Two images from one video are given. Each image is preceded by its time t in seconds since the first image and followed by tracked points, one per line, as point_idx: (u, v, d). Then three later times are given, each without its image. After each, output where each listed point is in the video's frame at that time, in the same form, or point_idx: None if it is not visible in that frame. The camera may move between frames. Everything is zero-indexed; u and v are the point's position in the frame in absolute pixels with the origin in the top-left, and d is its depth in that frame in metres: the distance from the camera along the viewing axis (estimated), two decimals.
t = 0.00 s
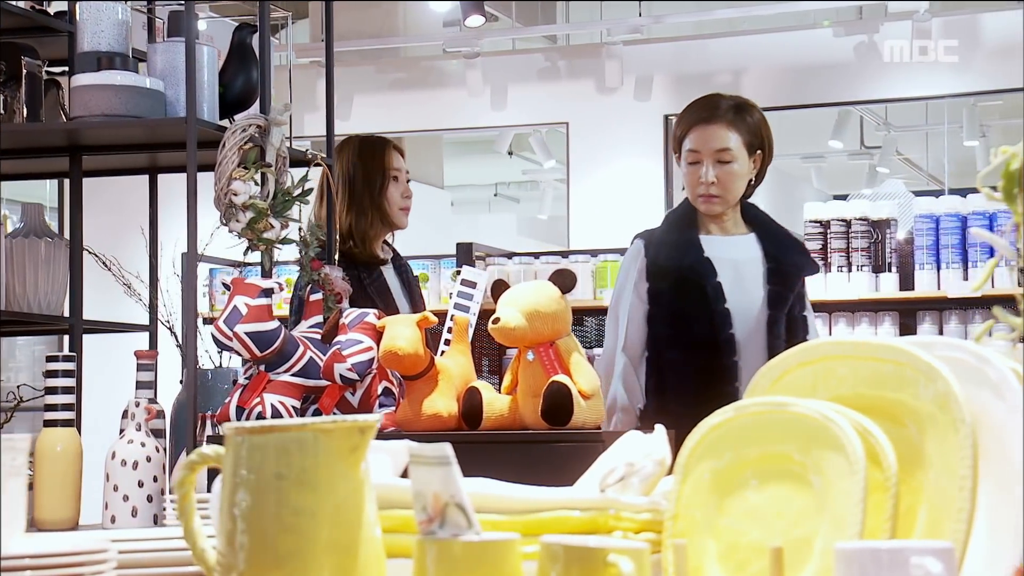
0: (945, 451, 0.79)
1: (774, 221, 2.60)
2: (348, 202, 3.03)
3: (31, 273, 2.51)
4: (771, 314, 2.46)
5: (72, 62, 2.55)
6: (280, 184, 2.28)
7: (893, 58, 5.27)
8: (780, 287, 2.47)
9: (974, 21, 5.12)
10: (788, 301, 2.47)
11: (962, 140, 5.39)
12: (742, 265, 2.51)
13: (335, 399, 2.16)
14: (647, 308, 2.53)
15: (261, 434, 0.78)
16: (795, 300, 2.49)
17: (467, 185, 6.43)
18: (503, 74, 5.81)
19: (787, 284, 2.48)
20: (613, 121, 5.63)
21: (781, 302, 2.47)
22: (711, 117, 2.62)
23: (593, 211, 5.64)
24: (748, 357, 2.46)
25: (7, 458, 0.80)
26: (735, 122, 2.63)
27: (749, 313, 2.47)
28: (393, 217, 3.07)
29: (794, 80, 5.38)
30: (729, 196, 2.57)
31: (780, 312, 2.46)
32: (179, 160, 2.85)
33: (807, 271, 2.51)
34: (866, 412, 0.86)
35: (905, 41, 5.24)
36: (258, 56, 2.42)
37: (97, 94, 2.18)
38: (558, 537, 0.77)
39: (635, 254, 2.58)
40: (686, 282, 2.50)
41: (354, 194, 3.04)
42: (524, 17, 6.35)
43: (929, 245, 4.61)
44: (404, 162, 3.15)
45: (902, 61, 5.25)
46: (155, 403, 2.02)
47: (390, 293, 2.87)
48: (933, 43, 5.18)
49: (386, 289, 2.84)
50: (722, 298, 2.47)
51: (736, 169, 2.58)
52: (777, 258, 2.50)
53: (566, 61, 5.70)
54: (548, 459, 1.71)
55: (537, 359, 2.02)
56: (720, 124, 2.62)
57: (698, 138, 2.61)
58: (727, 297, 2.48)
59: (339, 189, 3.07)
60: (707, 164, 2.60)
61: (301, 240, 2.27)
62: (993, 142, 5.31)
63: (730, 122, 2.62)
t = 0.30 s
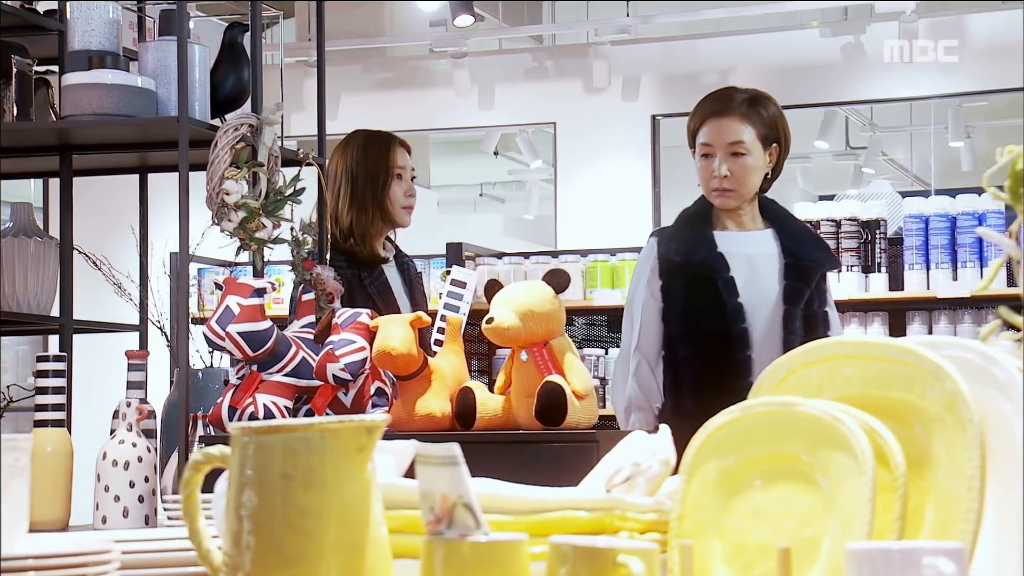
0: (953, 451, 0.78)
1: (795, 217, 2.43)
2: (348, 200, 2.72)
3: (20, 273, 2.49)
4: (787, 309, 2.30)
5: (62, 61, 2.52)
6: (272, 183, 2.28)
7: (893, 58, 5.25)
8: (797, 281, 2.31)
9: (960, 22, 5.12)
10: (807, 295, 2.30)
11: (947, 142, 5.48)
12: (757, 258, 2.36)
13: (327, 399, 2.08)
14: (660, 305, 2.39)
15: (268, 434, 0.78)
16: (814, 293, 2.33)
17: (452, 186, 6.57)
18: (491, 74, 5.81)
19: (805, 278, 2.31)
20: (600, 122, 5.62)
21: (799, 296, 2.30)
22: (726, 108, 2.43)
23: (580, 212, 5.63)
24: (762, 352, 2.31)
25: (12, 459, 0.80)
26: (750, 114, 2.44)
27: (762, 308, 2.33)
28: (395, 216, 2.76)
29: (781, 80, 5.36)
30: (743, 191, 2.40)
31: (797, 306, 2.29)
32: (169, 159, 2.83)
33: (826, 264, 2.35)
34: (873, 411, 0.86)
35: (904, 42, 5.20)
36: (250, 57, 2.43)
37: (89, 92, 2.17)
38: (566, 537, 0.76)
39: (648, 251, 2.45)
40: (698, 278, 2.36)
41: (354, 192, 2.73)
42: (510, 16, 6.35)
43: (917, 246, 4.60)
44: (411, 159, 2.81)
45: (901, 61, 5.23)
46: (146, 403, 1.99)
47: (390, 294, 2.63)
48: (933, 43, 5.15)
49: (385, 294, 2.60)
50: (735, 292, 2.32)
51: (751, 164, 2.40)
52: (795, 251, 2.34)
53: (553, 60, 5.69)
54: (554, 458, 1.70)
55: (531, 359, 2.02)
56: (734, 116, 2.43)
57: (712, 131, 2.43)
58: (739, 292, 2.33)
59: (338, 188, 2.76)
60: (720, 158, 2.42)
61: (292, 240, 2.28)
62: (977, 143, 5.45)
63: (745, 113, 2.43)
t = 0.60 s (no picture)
0: (960, 451, 0.78)
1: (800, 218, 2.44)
2: (352, 202, 2.74)
3: (11, 273, 2.48)
4: (786, 312, 2.30)
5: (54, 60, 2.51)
6: (266, 182, 2.28)
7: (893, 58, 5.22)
8: (800, 284, 2.32)
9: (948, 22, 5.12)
10: (806, 299, 2.31)
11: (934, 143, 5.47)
12: (758, 263, 2.37)
13: (322, 399, 2.04)
14: (661, 310, 2.40)
15: (276, 435, 0.77)
16: (817, 296, 2.34)
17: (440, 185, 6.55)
18: (480, 74, 5.79)
19: (807, 282, 2.32)
20: (588, 122, 5.61)
21: (801, 299, 2.31)
22: (731, 108, 2.41)
23: (570, 214, 5.60)
24: (761, 355, 2.31)
25: (16, 459, 0.79)
26: (755, 113, 2.42)
27: (763, 311, 2.33)
28: (400, 214, 2.79)
29: (770, 80, 5.38)
30: (747, 191, 2.39)
31: (799, 309, 2.30)
32: (161, 159, 2.82)
33: (830, 267, 2.36)
34: (880, 412, 0.86)
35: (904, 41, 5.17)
36: (243, 55, 2.41)
37: (83, 91, 2.16)
38: (577, 538, 0.76)
39: (651, 256, 2.45)
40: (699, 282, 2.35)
41: (356, 195, 2.75)
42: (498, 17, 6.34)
43: (909, 246, 4.60)
44: (410, 155, 2.84)
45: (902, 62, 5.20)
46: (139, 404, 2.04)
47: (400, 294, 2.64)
48: (933, 43, 5.15)
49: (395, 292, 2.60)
50: (736, 296, 2.32)
51: (754, 163, 2.40)
52: (799, 255, 2.35)
53: (543, 61, 5.68)
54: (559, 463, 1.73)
55: (526, 359, 2.01)
56: (739, 115, 2.41)
57: (716, 130, 2.42)
58: (739, 295, 2.33)
59: (341, 192, 2.78)
60: (723, 157, 2.41)
61: (286, 240, 2.27)
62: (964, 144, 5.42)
63: (749, 113, 2.41)
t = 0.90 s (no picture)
0: (970, 452, 0.78)
1: (800, 216, 2.42)
2: (366, 201, 2.60)
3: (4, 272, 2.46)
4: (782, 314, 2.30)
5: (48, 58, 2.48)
6: (260, 182, 2.26)
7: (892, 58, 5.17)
8: (796, 284, 2.31)
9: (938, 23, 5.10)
10: (800, 301, 2.30)
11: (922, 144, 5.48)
12: (755, 265, 2.37)
13: (317, 400, 2.03)
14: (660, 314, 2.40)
15: (285, 435, 0.77)
16: (813, 296, 2.32)
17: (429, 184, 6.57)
18: (471, 74, 5.79)
19: (802, 282, 2.31)
20: (578, 122, 5.61)
21: (796, 300, 2.30)
22: (724, 108, 2.40)
23: (561, 214, 5.61)
24: (755, 359, 2.32)
25: (21, 459, 0.78)
26: (748, 112, 2.41)
27: (758, 313, 2.33)
28: (420, 211, 2.64)
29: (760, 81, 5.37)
30: (742, 191, 2.38)
31: (793, 310, 2.29)
32: (155, 158, 2.80)
33: (827, 266, 2.34)
34: (887, 412, 0.86)
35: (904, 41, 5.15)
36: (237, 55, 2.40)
37: (76, 91, 2.14)
38: (586, 539, 0.76)
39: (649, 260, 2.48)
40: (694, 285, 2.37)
41: (370, 194, 2.62)
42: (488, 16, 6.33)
43: (901, 247, 4.61)
44: (425, 150, 2.70)
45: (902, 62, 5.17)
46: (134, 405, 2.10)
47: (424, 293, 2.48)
48: (933, 43, 5.12)
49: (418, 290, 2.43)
50: (730, 299, 2.32)
51: (749, 163, 2.39)
52: (795, 254, 2.34)
53: (533, 61, 5.67)
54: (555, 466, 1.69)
55: (522, 360, 1.98)
56: (732, 114, 2.41)
57: (711, 131, 2.41)
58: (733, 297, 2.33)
59: (356, 193, 2.65)
60: (717, 158, 2.40)
61: (280, 240, 2.26)
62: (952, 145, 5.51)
63: (742, 112, 2.40)
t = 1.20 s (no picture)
0: (976, 453, 0.78)
1: (797, 214, 2.43)
2: (384, 198, 2.58)
3: None
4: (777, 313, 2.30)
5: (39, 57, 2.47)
6: (253, 182, 2.28)
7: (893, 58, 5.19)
8: (791, 283, 2.31)
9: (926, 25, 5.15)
10: (796, 299, 2.30)
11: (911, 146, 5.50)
12: (750, 263, 2.37)
13: (311, 400, 2.03)
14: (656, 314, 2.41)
15: (290, 435, 0.77)
16: (809, 294, 2.34)
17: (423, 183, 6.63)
18: (460, 74, 5.77)
19: (798, 281, 2.31)
20: (568, 122, 5.58)
21: (792, 299, 2.30)
22: (715, 108, 2.40)
23: (549, 215, 5.58)
24: (749, 360, 2.32)
25: (24, 460, 0.78)
26: (740, 111, 2.41)
27: (752, 313, 2.33)
28: (437, 210, 2.62)
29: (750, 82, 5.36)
30: (736, 191, 2.38)
31: (789, 309, 2.29)
32: (147, 158, 2.78)
33: (824, 265, 2.33)
34: (893, 412, 0.86)
35: (905, 42, 5.17)
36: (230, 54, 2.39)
37: (68, 90, 2.13)
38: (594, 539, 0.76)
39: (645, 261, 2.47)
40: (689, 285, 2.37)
41: (388, 191, 2.60)
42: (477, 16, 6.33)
43: (892, 247, 4.60)
44: (447, 150, 2.68)
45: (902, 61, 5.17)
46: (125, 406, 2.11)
47: (441, 290, 2.46)
48: (933, 42, 5.13)
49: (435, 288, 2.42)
50: (725, 299, 2.31)
51: (742, 161, 2.38)
52: (791, 252, 2.34)
53: (522, 61, 5.66)
54: (546, 466, 1.69)
55: (517, 360, 1.97)
56: (724, 113, 2.40)
57: (703, 130, 2.41)
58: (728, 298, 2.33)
59: (376, 190, 2.63)
60: (710, 157, 2.40)
61: (273, 239, 2.28)
62: (939, 145, 5.57)
63: (734, 111, 2.40)
